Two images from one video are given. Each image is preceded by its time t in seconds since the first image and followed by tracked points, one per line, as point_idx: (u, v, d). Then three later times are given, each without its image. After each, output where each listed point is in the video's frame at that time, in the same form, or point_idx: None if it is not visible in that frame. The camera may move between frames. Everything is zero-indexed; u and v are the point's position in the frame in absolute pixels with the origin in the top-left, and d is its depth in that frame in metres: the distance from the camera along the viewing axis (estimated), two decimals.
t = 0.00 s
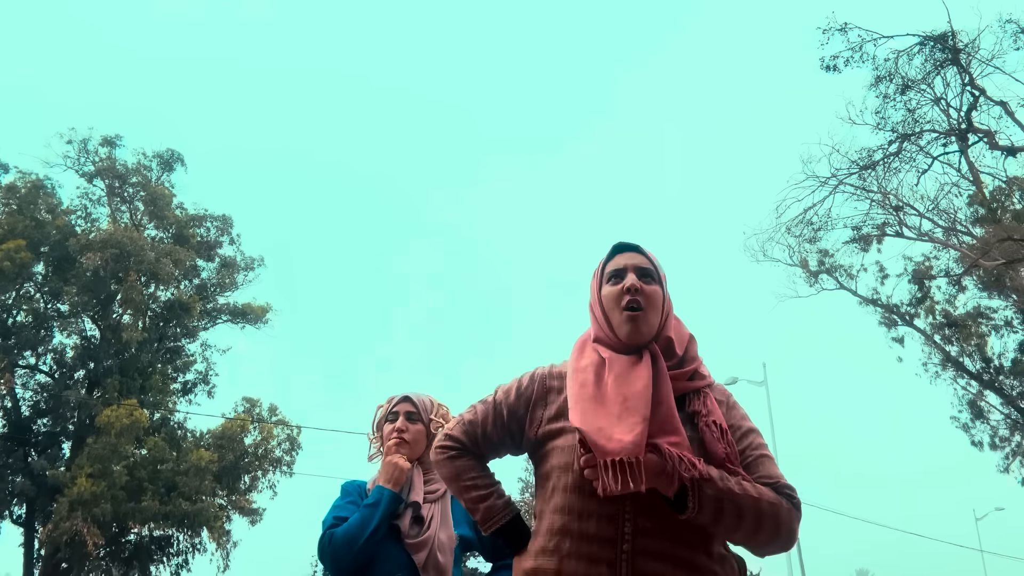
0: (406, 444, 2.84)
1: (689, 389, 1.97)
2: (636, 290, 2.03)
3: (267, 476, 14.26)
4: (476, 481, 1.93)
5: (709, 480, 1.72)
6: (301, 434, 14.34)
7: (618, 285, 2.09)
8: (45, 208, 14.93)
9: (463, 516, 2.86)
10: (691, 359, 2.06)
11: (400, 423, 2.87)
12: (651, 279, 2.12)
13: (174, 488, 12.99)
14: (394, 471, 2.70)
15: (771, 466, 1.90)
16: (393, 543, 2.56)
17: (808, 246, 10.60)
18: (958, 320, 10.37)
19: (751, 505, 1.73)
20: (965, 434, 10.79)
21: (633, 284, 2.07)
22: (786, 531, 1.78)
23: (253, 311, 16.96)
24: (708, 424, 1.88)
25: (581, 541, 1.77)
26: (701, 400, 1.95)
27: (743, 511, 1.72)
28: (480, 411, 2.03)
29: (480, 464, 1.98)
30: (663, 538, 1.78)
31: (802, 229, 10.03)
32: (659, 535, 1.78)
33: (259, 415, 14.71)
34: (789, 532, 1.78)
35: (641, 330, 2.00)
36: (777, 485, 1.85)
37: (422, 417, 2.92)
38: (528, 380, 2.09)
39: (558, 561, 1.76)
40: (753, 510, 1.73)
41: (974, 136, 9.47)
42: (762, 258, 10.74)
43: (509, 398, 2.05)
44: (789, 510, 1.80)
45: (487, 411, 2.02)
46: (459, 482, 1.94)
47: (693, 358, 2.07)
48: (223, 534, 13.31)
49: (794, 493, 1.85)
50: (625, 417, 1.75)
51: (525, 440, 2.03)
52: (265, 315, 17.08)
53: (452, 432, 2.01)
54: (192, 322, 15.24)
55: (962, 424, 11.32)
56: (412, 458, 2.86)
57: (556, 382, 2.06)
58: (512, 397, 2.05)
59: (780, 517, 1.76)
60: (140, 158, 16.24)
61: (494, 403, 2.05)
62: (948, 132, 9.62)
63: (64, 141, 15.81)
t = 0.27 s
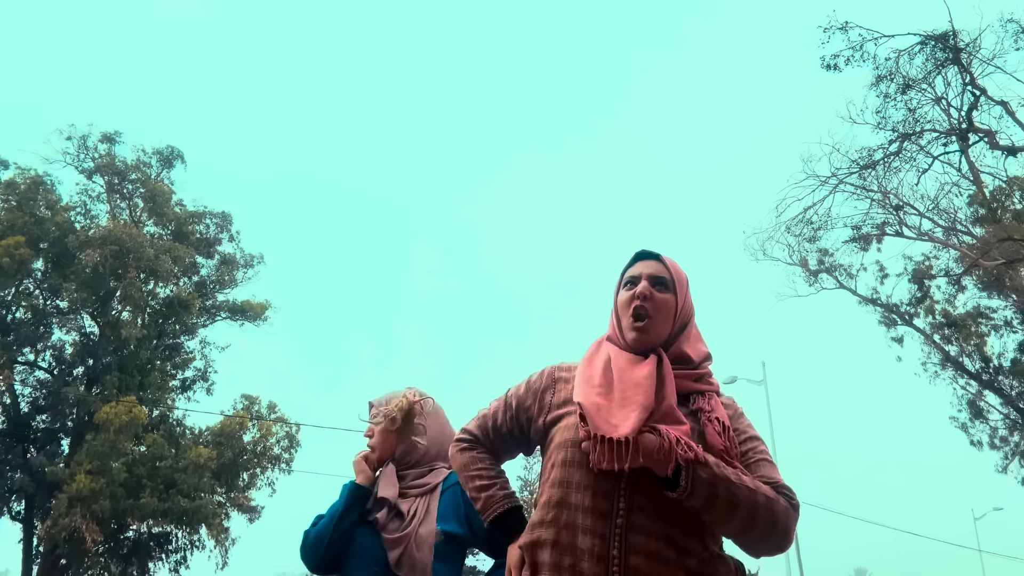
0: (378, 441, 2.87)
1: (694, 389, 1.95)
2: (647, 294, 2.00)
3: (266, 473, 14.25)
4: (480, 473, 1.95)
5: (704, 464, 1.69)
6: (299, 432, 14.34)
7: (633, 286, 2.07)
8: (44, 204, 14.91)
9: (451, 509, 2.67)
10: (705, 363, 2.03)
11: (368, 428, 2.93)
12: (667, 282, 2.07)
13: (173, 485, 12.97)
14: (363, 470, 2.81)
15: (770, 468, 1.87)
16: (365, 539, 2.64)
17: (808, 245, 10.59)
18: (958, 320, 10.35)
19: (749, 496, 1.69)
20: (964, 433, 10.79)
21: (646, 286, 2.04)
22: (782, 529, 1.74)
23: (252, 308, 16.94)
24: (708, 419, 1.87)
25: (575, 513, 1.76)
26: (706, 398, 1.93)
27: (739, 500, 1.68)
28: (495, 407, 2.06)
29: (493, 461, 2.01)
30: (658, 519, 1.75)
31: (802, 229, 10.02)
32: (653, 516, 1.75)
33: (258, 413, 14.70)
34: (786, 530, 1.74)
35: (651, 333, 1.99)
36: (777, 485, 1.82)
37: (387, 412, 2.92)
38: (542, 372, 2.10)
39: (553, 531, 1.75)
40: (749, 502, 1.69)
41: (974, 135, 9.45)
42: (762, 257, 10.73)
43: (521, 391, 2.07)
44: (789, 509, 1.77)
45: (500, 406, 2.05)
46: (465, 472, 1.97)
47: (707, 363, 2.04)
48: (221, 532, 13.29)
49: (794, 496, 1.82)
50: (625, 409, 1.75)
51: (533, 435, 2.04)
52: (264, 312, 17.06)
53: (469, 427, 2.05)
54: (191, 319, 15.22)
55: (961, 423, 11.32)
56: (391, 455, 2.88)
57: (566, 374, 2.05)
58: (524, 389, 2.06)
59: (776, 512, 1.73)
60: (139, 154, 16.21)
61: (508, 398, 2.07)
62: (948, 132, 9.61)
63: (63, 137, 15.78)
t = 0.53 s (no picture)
0: (368, 444, 2.95)
1: (690, 395, 1.96)
2: (639, 283, 2.02)
3: (266, 470, 14.28)
4: (477, 474, 1.98)
5: (698, 481, 1.70)
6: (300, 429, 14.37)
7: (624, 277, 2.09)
8: (45, 202, 14.93)
9: (424, 504, 2.62)
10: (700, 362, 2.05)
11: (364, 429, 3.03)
12: (660, 271, 2.11)
13: (173, 482, 13.00)
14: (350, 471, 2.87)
15: (773, 473, 1.87)
16: (342, 535, 2.69)
17: (808, 244, 10.61)
18: (958, 319, 10.37)
19: (744, 509, 1.71)
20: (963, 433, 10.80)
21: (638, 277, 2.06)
22: (780, 539, 1.75)
23: (253, 306, 16.96)
24: (703, 428, 1.88)
25: (568, 532, 1.78)
26: (701, 405, 1.94)
27: (734, 514, 1.70)
28: (487, 406, 2.08)
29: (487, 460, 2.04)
30: (653, 536, 1.77)
31: (802, 228, 10.03)
32: (647, 533, 1.77)
33: (258, 410, 14.73)
34: (784, 540, 1.75)
35: (642, 330, 2.00)
36: (776, 493, 1.82)
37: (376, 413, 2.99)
38: (534, 370, 2.11)
39: (546, 552, 1.78)
40: (745, 515, 1.70)
41: (975, 135, 9.46)
42: (762, 256, 10.75)
43: (512, 393, 2.09)
44: (787, 518, 1.77)
45: (493, 407, 2.07)
46: (463, 473, 1.99)
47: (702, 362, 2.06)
48: (221, 529, 13.32)
49: (794, 503, 1.81)
50: (618, 425, 1.75)
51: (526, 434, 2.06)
52: (265, 310, 17.08)
53: (464, 427, 2.08)
54: (192, 316, 15.25)
55: (961, 422, 11.33)
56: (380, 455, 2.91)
57: (557, 374, 2.07)
58: (516, 390, 2.08)
59: (774, 523, 1.73)
60: (140, 152, 16.23)
61: (500, 397, 2.09)
62: (948, 131, 9.62)
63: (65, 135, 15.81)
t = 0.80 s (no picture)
0: (363, 442, 2.96)
1: (681, 408, 1.93)
2: (638, 293, 1.99)
3: (266, 468, 14.27)
4: (468, 487, 1.98)
5: (690, 501, 1.71)
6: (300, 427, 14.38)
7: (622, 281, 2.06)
8: (46, 200, 14.91)
9: (407, 500, 2.59)
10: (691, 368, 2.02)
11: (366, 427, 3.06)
12: (658, 276, 2.09)
13: (174, 480, 13.00)
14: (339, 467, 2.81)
15: (769, 481, 1.84)
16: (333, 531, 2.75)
17: (809, 242, 10.59)
18: (958, 319, 10.36)
19: (738, 522, 1.70)
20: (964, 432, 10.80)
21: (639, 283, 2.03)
22: (778, 547, 1.74)
23: (253, 304, 16.95)
24: (694, 446, 1.85)
25: (562, 560, 1.78)
26: (692, 419, 1.91)
27: (728, 529, 1.70)
28: (473, 415, 2.06)
29: (475, 470, 2.03)
30: (649, 558, 1.77)
31: (803, 226, 10.01)
32: (643, 555, 1.77)
33: (259, 408, 14.74)
34: (782, 549, 1.75)
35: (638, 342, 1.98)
36: (768, 500, 1.79)
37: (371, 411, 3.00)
38: (520, 379, 2.08)
39: None
40: (739, 528, 1.70)
41: (976, 134, 9.45)
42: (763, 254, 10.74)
43: (498, 403, 2.06)
44: (783, 524, 1.76)
45: (478, 416, 2.05)
46: (454, 485, 1.99)
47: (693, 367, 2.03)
48: (222, 527, 13.32)
49: (788, 508, 1.79)
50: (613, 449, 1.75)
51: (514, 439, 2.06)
52: (265, 308, 17.07)
53: (448, 438, 2.05)
54: (192, 314, 15.24)
55: (962, 422, 11.32)
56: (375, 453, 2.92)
57: (546, 384, 2.04)
58: (502, 401, 2.05)
59: (771, 533, 1.72)
60: (141, 150, 16.21)
61: (485, 406, 2.07)
62: (950, 130, 9.60)
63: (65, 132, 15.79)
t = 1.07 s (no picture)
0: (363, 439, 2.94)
1: (667, 378, 1.93)
2: (613, 294, 1.97)
3: (268, 466, 14.27)
4: (466, 476, 1.96)
5: (676, 451, 1.67)
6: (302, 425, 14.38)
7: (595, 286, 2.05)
8: (47, 197, 14.91)
9: (411, 495, 2.58)
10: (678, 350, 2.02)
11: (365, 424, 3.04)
12: (632, 276, 2.04)
13: (175, 478, 13.00)
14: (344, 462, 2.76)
15: (755, 439, 1.79)
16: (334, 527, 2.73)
17: (811, 241, 10.56)
18: (960, 317, 10.34)
19: (724, 474, 1.66)
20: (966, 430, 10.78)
21: (610, 285, 2.01)
22: (768, 500, 1.68)
23: (255, 302, 16.95)
24: (680, 406, 1.85)
25: (556, 518, 1.76)
26: (678, 386, 1.91)
27: (717, 481, 1.65)
28: (474, 411, 2.06)
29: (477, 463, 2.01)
30: (642, 514, 1.73)
31: (805, 225, 9.99)
32: (637, 510, 1.73)
33: (260, 406, 14.75)
34: (774, 501, 1.69)
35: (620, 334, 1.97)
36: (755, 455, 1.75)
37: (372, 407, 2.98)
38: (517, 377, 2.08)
39: (536, 539, 1.75)
40: (728, 480, 1.65)
41: (979, 132, 9.42)
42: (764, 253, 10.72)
43: (498, 396, 2.05)
44: (771, 476, 1.70)
45: (479, 411, 2.05)
46: (451, 476, 1.97)
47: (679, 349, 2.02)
48: (223, 525, 13.32)
49: (775, 461, 1.74)
50: (596, 409, 1.74)
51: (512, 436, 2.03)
52: (266, 306, 17.08)
53: (449, 432, 2.05)
54: (194, 312, 15.24)
55: (963, 420, 11.30)
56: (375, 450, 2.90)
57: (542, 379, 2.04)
58: (502, 394, 2.05)
59: (760, 485, 1.67)
60: (142, 148, 16.21)
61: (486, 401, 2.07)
62: (952, 128, 9.58)
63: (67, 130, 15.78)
